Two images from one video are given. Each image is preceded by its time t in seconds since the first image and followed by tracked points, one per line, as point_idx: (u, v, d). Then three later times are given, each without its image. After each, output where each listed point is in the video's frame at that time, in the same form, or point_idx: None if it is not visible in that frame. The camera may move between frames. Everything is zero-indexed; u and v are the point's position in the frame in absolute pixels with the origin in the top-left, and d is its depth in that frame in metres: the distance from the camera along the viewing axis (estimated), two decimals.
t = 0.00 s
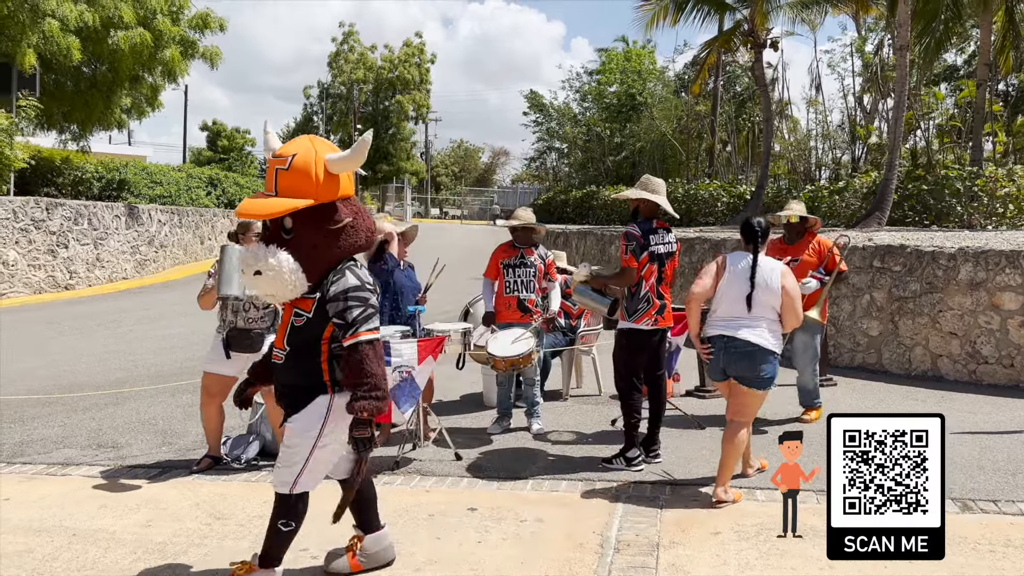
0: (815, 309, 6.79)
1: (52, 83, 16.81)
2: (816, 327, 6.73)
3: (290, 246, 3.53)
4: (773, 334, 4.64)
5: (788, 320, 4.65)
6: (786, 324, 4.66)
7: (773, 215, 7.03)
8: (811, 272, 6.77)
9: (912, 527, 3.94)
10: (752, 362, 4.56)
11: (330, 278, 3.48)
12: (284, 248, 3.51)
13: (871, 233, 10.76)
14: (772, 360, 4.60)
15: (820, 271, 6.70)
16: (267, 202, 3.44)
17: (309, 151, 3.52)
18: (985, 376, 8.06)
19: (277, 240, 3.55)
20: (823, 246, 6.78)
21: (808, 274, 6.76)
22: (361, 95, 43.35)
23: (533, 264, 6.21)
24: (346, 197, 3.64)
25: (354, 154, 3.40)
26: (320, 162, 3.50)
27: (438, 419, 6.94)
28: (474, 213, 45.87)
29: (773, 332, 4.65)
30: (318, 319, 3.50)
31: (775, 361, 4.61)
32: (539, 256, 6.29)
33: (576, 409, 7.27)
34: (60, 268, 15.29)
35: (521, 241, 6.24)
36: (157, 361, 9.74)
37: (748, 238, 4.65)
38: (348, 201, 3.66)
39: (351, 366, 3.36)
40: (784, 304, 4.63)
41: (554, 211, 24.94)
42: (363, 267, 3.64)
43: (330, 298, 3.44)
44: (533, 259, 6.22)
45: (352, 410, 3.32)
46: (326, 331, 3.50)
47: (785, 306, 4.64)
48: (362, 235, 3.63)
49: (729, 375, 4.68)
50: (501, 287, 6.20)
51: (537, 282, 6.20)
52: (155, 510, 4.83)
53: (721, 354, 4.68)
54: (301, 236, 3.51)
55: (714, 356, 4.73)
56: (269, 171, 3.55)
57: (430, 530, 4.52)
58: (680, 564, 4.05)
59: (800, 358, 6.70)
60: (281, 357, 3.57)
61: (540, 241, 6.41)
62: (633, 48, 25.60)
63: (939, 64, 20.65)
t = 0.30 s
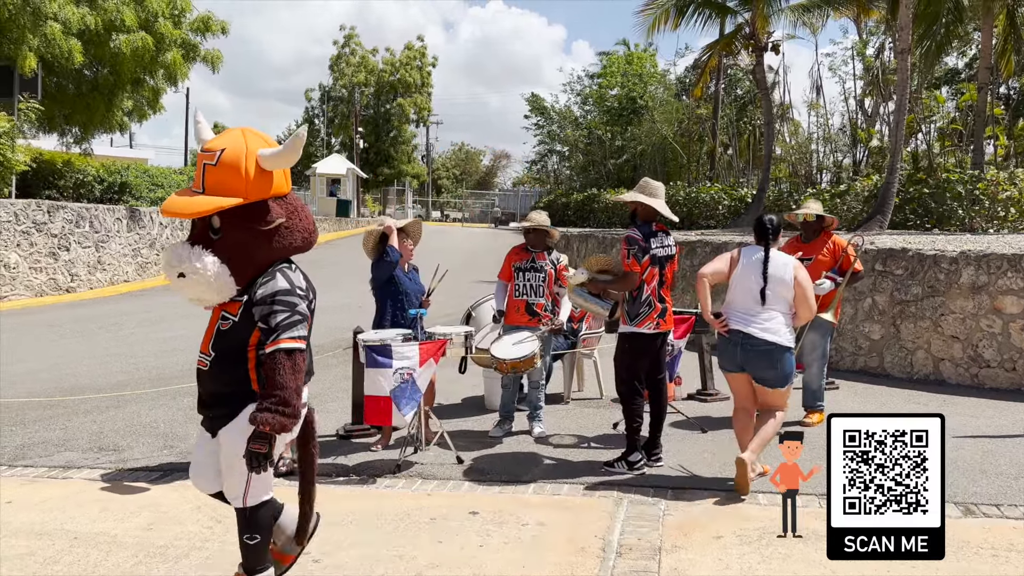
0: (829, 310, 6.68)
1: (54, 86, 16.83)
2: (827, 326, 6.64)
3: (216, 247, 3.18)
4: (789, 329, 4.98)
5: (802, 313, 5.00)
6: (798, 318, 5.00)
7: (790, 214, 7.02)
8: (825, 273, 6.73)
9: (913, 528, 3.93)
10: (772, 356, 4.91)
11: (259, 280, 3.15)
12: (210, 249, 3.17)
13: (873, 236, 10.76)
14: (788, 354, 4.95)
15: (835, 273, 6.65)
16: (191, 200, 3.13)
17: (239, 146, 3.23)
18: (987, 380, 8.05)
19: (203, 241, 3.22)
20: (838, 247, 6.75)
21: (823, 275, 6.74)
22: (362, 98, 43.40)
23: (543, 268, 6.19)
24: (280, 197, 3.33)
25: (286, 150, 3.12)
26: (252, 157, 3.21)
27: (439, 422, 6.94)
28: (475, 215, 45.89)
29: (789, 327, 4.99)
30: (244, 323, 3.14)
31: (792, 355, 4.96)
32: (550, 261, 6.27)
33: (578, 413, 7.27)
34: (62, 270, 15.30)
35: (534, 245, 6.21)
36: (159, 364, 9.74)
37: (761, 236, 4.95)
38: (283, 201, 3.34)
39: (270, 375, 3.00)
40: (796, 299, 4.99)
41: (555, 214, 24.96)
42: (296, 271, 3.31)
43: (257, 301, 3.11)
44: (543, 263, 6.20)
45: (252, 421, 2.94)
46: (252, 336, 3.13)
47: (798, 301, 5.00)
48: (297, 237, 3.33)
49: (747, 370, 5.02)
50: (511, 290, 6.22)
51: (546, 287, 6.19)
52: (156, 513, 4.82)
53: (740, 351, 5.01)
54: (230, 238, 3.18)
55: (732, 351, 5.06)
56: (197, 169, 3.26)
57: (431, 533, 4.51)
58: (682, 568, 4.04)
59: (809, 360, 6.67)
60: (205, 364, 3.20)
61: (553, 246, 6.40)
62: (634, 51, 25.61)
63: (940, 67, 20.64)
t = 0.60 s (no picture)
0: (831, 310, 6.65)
1: (54, 88, 16.79)
2: (829, 326, 6.60)
3: (128, 254, 3.10)
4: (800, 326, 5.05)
5: (811, 311, 5.07)
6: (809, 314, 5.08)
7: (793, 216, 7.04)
8: (827, 274, 6.73)
9: (912, 527, 3.91)
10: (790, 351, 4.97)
11: (173, 290, 3.06)
12: (120, 257, 3.09)
13: (873, 237, 10.75)
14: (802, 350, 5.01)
15: (836, 274, 6.67)
16: (99, 205, 3.03)
17: (152, 149, 3.11)
18: (988, 381, 8.05)
19: (115, 249, 3.13)
20: (839, 247, 6.75)
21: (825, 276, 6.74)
22: (362, 100, 43.41)
23: (550, 271, 6.21)
24: (197, 202, 3.21)
25: (198, 151, 2.99)
26: (165, 160, 3.09)
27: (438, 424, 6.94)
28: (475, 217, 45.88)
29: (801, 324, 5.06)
30: (157, 335, 3.06)
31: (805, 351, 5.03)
32: (558, 263, 6.26)
33: (578, 414, 7.26)
34: (61, 272, 15.28)
35: (542, 247, 6.23)
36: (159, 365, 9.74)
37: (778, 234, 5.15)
38: (201, 206, 3.23)
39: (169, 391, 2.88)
40: (806, 296, 5.07)
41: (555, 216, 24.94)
42: (215, 281, 3.20)
43: (167, 312, 3.02)
44: (551, 266, 6.21)
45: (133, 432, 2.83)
46: (166, 351, 3.06)
47: (806, 297, 5.08)
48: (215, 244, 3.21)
49: (765, 367, 5.04)
50: (518, 291, 6.24)
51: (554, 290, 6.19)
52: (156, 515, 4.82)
53: (757, 349, 5.04)
54: (140, 246, 3.08)
55: (749, 349, 5.06)
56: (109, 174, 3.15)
57: (431, 535, 4.51)
58: (683, 570, 4.04)
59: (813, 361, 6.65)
60: (122, 382, 3.12)
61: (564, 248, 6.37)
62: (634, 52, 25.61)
63: (940, 69, 20.66)
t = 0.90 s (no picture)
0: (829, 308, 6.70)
1: (53, 88, 16.78)
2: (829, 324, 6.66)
3: (21, 257, 2.74)
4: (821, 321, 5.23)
5: (828, 308, 5.29)
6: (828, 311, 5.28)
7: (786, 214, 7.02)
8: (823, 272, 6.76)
9: (912, 527, 3.90)
10: (813, 345, 5.12)
11: (83, 293, 2.71)
12: (13, 261, 2.72)
13: (873, 236, 10.76)
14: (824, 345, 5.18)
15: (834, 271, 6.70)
16: None
17: (42, 139, 2.69)
18: (988, 380, 8.05)
19: (7, 250, 2.76)
20: (834, 244, 6.76)
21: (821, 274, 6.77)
22: (362, 100, 43.41)
23: (551, 270, 6.17)
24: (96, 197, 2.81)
25: (92, 142, 2.59)
26: (58, 153, 2.68)
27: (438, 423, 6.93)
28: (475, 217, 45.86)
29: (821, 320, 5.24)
30: (67, 343, 2.71)
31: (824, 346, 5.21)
32: (559, 262, 6.22)
33: (578, 414, 7.26)
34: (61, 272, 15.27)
35: (543, 247, 6.21)
36: (158, 365, 9.72)
37: (790, 232, 5.29)
38: (100, 201, 2.83)
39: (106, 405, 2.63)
40: (826, 293, 5.27)
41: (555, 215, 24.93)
42: (126, 280, 2.86)
43: (82, 318, 2.67)
44: (551, 265, 6.17)
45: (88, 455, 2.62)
46: (80, 359, 2.71)
47: (824, 294, 5.28)
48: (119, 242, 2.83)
49: (788, 362, 5.17)
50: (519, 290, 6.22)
51: (553, 289, 6.16)
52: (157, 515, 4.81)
53: (784, 345, 5.14)
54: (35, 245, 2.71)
55: (773, 344, 5.17)
56: None
57: (432, 535, 4.51)
58: (685, 569, 4.04)
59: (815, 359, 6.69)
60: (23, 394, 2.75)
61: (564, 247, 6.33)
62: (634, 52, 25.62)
63: (939, 68, 20.65)
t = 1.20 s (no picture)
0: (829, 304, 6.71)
1: (52, 87, 16.77)
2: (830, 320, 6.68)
3: None
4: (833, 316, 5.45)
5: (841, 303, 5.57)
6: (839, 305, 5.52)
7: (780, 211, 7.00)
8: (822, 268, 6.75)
9: (912, 527, 3.90)
10: (826, 339, 5.33)
11: None
12: None
13: (873, 234, 10.75)
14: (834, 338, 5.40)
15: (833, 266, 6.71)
16: None
17: None
18: (988, 377, 8.05)
19: None
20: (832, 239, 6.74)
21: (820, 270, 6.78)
22: (361, 99, 43.42)
23: (545, 267, 6.19)
24: None
25: None
26: None
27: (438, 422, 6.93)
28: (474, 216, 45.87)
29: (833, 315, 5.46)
30: None
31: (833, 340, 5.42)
32: (552, 259, 6.25)
33: (578, 412, 7.26)
34: (61, 271, 15.27)
35: (536, 244, 6.22)
36: (158, 365, 9.72)
37: (808, 229, 5.55)
38: None
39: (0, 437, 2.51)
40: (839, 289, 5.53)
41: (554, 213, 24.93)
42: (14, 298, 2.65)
43: None
44: (546, 262, 6.19)
45: (9, 494, 2.50)
46: None
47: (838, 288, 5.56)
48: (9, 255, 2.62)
49: (800, 354, 5.36)
50: (514, 288, 6.23)
51: (548, 286, 6.18)
52: (157, 514, 4.81)
53: (799, 337, 5.33)
54: None
55: (788, 338, 5.36)
56: None
57: (432, 533, 4.51)
58: (685, 567, 4.04)
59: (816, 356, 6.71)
60: None
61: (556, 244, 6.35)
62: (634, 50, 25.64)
63: (938, 65, 20.65)
